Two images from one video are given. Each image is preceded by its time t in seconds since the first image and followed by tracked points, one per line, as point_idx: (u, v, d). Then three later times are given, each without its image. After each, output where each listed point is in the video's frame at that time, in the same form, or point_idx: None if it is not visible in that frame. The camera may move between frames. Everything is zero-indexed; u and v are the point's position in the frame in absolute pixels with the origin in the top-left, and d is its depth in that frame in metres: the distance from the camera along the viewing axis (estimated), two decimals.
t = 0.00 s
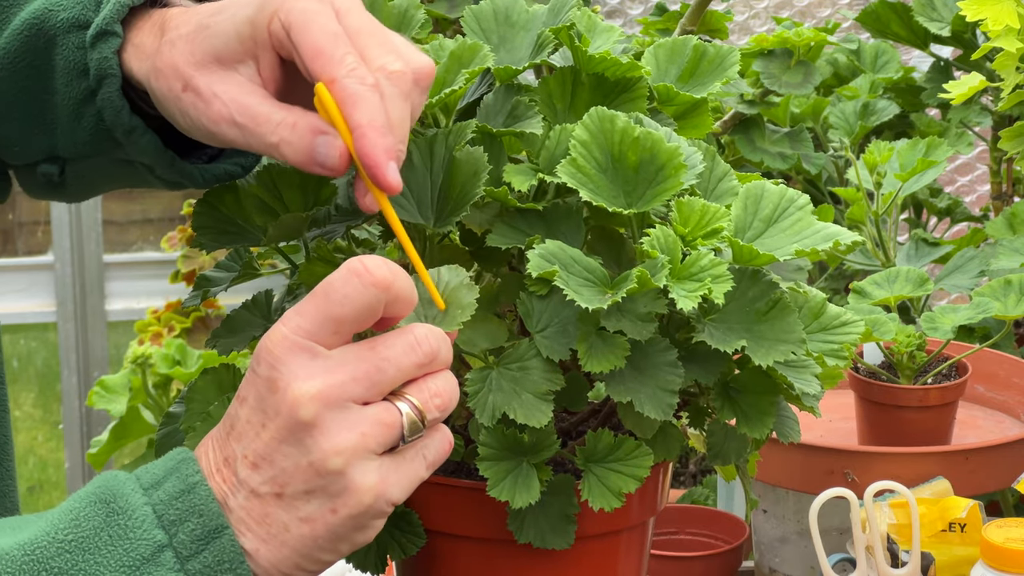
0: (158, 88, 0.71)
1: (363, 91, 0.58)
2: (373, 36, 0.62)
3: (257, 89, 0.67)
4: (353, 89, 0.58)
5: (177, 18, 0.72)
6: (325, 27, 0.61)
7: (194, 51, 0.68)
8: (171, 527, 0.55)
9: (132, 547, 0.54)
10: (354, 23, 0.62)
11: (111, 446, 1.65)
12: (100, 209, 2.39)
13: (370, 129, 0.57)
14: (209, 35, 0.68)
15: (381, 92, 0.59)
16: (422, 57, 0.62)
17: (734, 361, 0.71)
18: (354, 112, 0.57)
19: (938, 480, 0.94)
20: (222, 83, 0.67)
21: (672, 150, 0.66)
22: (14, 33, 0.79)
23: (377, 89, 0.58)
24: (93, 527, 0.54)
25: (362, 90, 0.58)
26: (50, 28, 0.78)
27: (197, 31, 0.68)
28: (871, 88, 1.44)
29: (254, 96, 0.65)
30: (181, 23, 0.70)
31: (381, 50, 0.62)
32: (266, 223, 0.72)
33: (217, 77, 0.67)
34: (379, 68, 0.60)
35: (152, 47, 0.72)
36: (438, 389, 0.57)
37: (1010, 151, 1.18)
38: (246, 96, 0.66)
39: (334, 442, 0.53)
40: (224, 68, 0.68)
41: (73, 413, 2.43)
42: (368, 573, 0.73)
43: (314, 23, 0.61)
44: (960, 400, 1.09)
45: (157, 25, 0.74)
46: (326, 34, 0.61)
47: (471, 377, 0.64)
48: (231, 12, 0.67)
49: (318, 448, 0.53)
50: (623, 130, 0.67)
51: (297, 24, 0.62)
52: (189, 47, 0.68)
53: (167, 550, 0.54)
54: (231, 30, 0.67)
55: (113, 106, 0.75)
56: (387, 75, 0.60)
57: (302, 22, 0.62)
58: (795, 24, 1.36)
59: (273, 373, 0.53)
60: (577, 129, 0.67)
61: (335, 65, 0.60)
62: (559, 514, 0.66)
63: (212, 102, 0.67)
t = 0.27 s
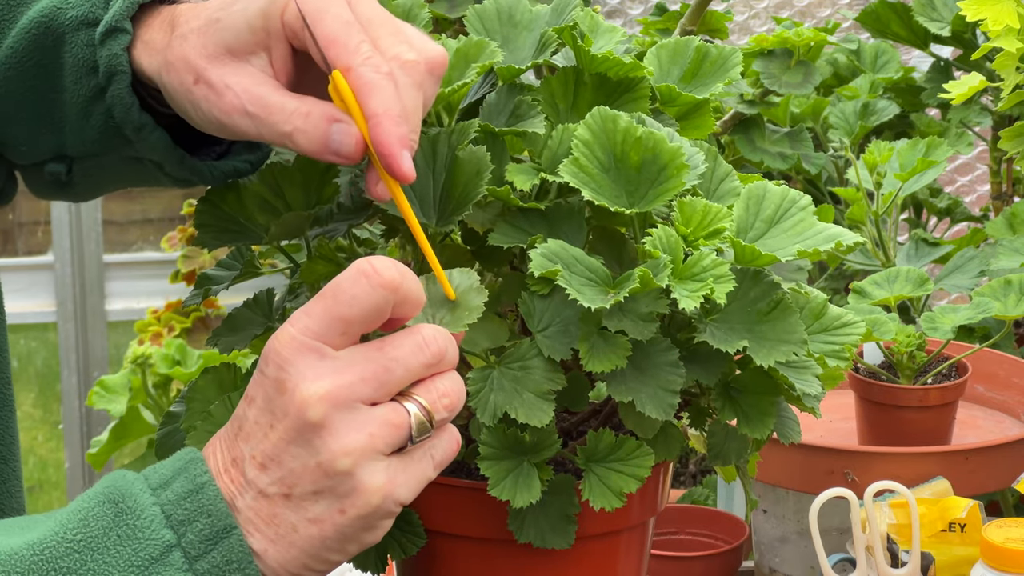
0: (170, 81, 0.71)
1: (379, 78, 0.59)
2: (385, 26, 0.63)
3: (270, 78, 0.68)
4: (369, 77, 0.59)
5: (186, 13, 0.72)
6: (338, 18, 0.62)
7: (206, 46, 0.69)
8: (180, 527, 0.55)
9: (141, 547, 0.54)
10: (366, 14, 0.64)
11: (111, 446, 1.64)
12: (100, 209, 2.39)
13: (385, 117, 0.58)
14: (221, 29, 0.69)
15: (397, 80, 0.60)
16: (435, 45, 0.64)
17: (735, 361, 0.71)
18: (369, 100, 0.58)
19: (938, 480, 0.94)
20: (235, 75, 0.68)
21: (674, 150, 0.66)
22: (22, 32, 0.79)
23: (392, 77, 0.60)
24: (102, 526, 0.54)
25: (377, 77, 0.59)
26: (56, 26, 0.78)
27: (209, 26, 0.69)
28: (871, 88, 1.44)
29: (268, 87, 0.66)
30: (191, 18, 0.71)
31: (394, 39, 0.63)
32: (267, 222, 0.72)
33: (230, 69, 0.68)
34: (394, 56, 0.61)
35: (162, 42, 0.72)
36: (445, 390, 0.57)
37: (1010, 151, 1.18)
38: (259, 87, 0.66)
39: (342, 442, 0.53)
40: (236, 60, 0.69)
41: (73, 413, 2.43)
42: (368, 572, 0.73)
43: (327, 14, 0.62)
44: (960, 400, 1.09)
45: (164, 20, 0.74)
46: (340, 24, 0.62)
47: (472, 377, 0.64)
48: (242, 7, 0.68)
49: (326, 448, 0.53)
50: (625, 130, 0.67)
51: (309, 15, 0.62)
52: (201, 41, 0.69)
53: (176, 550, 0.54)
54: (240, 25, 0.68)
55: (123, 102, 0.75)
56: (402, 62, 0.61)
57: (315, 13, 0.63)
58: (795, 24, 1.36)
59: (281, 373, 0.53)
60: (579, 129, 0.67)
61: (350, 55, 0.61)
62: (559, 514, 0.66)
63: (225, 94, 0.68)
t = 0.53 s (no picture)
0: (164, 85, 0.71)
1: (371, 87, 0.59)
2: (380, 31, 0.63)
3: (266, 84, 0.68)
4: (360, 87, 0.59)
5: (182, 15, 0.72)
6: (331, 25, 0.62)
7: (200, 51, 0.69)
8: (180, 532, 0.55)
9: (141, 552, 0.54)
10: (358, 19, 0.63)
11: (111, 446, 1.64)
12: (100, 209, 2.39)
13: (377, 127, 0.58)
14: (214, 35, 0.68)
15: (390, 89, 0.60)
16: (428, 49, 0.63)
17: (735, 361, 0.71)
18: (362, 110, 0.58)
19: (938, 480, 0.94)
20: (229, 82, 0.68)
21: (674, 150, 0.66)
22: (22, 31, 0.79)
23: (385, 86, 0.60)
24: (102, 531, 0.54)
25: (370, 85, 0.59)
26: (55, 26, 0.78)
27: (203, 31, 0.69)
28: (871, 88, 1.44)
29: (263, 94, 0.66)
30: (187, 21, 0.71)
31: (387, 44, 0.62)
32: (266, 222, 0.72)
33: (224, 75, 0.68)
34: (386, 63, 0.61)
35: (159, 45, 0.72)
36: (446, 397, 0.57)
37: (1010, 151, 1.18)
38: (254, 94, 0.66)
39: (342, 448, 0.53)
40: (230, 66, 0.68)
41: (73, 413, 2.42)
42: (368, 573, 0.73)
43: (320, 21, 0.62)
44: (960, 400, 1.09)
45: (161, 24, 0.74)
46: (332, 32, 0.62)
47: (472, 377, 0.64)
48: (236, 12, 0.68)
49: (327, 453, 0.54)
50: (625, 130, 0.67)
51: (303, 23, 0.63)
52: (195, 47, 0.69)
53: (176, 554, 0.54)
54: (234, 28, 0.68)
55: (120, 102, 0.75)
56: (394, 70, 0.61)
57: (308, 22, 0.63)
58: (795, 24, 1.36)
59: (282, 379, 0.53)
60: (579, 129, 0.67)
61: (342, 63, 0.60)
62: (559, 514, 0.66)
63: (219, 101, 0.68)
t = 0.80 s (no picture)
0: (66, 80, 0.72)
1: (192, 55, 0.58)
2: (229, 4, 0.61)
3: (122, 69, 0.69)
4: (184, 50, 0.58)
5: None
6: None
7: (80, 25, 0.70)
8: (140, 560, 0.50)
9: None
10: None
11: (112, 446, 1.64)
12: (100, 209, 2.39)
13: (189, 95, 0.56)
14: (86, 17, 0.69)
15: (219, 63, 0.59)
16: (276, 41, 0.63)
17: (735, 361, 0.71)
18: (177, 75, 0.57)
19: (938, 480, 0.94)
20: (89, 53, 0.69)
21: (674, 150, 0.66)
22: None
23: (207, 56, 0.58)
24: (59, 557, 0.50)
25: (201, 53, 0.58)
26: None
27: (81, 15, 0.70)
28: (871, 88, 1.44)
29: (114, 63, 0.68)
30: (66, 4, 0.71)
31: (229, 20, 0.61)
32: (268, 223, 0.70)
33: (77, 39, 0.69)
34: (222, 38, 0.60)
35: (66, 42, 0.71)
36: (372, 504, 0.41)
37: (1010, 151, 1.18)
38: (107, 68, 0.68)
39: (255, 559, 0.37)
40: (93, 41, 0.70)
41: (73, 413, 2.41)
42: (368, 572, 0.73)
43: None
44: (960, 400, 1.09)
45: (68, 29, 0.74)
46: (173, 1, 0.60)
47: (472, 377, 0.64)
48: None
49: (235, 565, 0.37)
50: (625, 131, 0.67)
51: None
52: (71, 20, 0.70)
53: None
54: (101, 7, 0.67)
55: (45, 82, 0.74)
56: (229, 45, 0.60)
57: None
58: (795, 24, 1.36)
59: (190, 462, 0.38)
60: (579, 129, 0.67)
61: (171, 30, 0.59)
62: (559, 514, 0.66)
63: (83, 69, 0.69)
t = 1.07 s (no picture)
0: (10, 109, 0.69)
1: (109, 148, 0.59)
2: (195, 120, 0.67)
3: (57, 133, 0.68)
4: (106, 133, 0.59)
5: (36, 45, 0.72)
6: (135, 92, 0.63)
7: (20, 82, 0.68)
8: None
9: None
10: (148, 94, 0.63)
11: (111, 446, 1.64)
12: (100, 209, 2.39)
13: (93, 194, 0.56)
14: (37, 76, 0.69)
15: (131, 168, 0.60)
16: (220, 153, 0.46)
17: (735, 361, 0.71)
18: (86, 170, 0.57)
19: (938, 480, 0.94)
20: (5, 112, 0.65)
21: (673, 150, 0.66)
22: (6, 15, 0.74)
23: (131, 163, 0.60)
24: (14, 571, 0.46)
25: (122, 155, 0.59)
26: None
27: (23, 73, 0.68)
28: (871, 88, 1.44)
29: (33, 133, 0.64)
30: (34, 51, 0.71)
31: (157, 127, 0.62)
32: (267, 223, 0.69)
33: None
34: (142, 143, 0.61)
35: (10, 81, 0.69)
36: None
37: (1010, 151, 1.18)
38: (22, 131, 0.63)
39: None
40: (25, 105, 0.67)
41: (73, 413, 2.41)
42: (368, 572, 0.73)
43: (94, 80, 0.61)
44: (960, 400, 1.09)
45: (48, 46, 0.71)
46: (103, 94, 0.60)
47: (472, 378, 0.64)
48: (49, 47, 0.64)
49: None
50: (624, 131, 0.67)
51: (80, 79, 0.61)
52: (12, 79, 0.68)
53: None
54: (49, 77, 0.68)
55: None
56: (148, 151, 0.60)
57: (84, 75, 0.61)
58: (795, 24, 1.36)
59: None
60: (578, 129, 0.67)
61: (91, 123, 0.59)
62: (559, 515, 0.66)
63: None
